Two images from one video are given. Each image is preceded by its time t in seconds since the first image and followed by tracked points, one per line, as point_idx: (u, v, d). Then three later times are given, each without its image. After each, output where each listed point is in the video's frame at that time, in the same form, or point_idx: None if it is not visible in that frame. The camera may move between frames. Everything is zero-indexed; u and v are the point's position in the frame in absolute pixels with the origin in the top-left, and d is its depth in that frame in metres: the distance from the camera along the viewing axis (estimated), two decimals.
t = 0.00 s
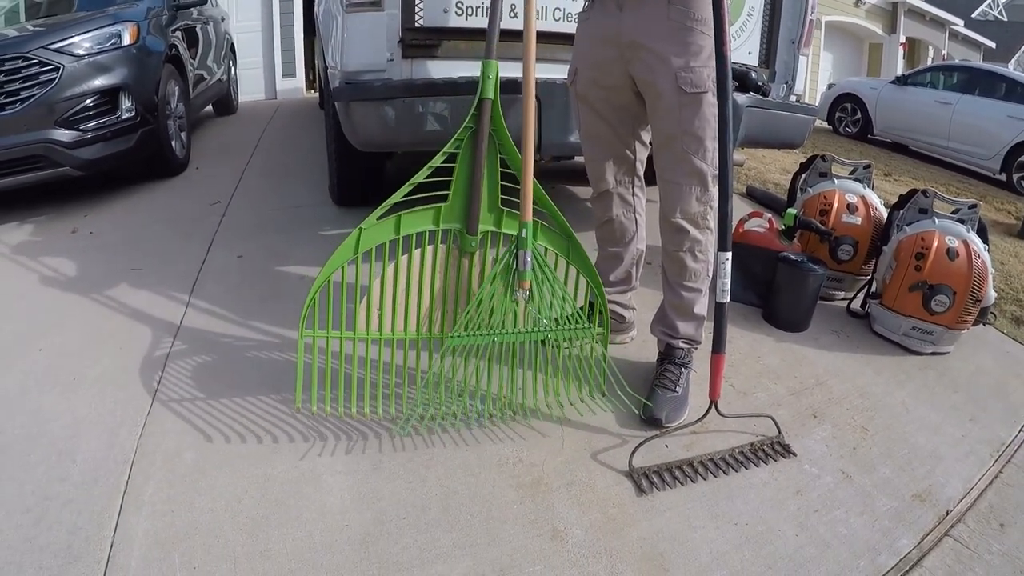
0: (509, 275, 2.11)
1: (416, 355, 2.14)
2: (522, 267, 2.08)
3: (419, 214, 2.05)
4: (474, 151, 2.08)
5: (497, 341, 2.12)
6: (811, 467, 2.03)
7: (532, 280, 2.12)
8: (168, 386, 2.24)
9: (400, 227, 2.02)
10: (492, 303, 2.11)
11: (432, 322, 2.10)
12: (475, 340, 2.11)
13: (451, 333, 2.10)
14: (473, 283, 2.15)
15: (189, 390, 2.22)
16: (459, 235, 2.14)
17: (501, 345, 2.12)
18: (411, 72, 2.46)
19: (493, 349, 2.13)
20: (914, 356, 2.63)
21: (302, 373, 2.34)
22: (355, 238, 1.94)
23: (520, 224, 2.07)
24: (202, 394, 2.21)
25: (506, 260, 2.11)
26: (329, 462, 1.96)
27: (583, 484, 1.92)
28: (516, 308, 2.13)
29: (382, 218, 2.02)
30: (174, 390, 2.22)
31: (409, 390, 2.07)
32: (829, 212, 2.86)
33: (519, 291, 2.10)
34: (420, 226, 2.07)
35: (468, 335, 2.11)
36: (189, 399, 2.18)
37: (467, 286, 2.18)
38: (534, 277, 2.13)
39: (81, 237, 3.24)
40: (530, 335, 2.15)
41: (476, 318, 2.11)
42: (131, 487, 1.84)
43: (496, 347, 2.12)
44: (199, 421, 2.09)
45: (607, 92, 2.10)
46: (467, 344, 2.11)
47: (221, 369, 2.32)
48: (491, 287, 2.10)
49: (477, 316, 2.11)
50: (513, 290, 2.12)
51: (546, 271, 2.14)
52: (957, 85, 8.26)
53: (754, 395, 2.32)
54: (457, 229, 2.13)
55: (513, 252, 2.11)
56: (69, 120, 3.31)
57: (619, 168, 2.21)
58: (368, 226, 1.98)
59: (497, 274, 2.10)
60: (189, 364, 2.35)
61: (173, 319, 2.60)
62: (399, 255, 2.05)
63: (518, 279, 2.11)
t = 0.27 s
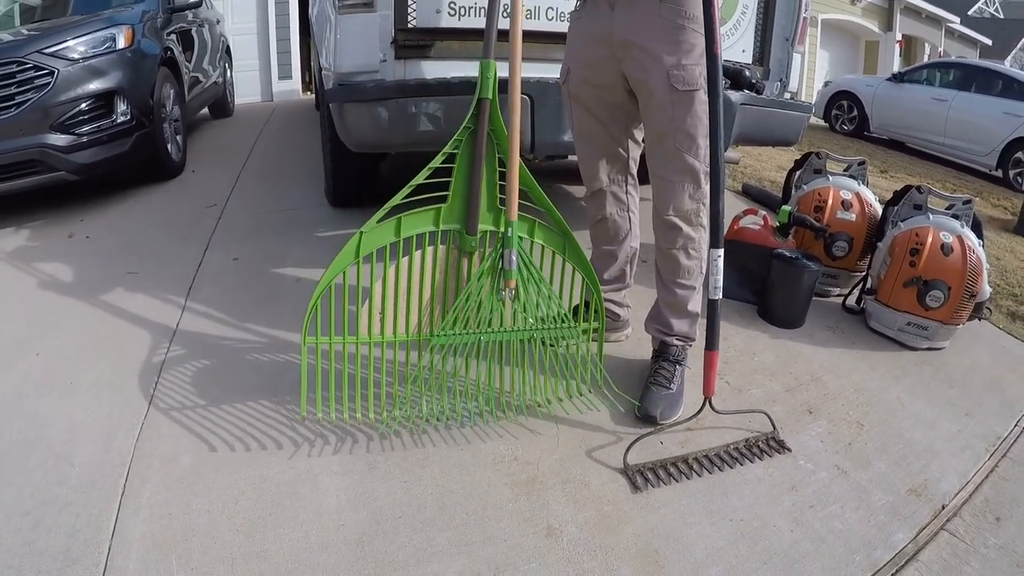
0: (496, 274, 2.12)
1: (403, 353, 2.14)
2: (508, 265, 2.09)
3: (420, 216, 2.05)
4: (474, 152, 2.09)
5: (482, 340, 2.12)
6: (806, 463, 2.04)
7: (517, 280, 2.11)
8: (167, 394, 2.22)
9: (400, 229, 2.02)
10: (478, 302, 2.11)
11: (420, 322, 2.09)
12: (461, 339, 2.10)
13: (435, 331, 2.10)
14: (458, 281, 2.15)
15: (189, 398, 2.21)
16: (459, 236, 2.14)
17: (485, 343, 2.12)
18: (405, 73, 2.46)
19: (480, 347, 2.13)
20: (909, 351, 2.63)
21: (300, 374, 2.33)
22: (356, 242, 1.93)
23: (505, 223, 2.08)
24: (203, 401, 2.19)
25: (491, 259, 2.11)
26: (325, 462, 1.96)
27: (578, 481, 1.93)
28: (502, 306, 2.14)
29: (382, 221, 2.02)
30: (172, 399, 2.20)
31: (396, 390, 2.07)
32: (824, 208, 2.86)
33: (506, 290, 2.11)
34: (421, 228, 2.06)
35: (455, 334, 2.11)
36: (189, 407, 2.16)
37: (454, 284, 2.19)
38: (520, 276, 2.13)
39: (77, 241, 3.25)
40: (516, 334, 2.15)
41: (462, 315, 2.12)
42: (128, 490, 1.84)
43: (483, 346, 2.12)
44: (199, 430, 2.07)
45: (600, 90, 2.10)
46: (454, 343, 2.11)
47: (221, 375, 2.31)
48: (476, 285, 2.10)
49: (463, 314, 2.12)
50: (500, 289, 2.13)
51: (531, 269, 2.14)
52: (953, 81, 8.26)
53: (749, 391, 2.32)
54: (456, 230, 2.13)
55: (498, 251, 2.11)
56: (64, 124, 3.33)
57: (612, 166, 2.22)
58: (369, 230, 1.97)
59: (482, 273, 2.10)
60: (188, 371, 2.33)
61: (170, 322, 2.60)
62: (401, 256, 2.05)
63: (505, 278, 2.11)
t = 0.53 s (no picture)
0: (477, 272, 2.13)
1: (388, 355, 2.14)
2: (491, 264, 2.10)
3: (418, 220, 2.04)
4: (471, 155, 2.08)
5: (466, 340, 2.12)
6: (799, 460, 2.04)
7: (499, 278, 2.13)
8: (173, 399, 2.22)
9: (399, 234, 2.01)
10: (461, 299, 2.12)
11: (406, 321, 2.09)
12: (444, 337, 2.11)
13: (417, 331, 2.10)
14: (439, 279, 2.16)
15: (196, 402, 2.21)
16: (458, 238, 2.13)
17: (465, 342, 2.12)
18: (395, 76, 2.46)
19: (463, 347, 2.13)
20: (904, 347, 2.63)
21: (297, 376, 2.34)
22: (356, 249, 1.91)
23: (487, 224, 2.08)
24: (210, 404, 2.20)
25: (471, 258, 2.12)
26: (319, 465, 1.97)
27: (571, 481, 1.93)
28: (485, 304, 2.14)
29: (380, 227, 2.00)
30: (179, 403, 2.20)
31: (381, 390, 2.07)
32: (816, 205, 2.86)
33: (488, 289, 2.12)
34: (419, 232, 2.05)
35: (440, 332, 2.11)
36: (197, 412, 2.16)
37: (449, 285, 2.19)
38: (501, 273, 2.14)
39: (73, 247, 3.26)
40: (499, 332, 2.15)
41: (444, 313, 2.12)
42: (124, 495, 1.85)
43: (465, 344, 2.12)
44: (199, 433, 2.08)
45: (589, 90, 2.11)
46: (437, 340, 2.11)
47: (226, 378, 2.32)
48: (458, 282, 2.11)
49: (446, 312, 2.12)
50: (482, 288, 2.14)
51: (513, 267, 2.15)
52: (946, 77, 8.26)
53: (743, 389, 2.33)
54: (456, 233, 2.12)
55: (480, 250, 2.12)
56: (58, 130, 3.33)
57: (602, 167, 2.22)
58: (369, 236, 1.95)
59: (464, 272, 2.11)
60: (192, 375, 2.33)
61: (165, 326, 2.61)
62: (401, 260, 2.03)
63: (487, 276, 2.13)
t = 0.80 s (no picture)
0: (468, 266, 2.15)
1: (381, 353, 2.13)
2: (482, 260, 2.12)
3: (419, 218, 2.04)
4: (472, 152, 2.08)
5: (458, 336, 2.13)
6: (794, 458, 2.04)
7: (490, 274, 2.15)
8: (183, 396, 2.23)
9: (399, 234, 2.00)
10: (452, 295, 2.13)
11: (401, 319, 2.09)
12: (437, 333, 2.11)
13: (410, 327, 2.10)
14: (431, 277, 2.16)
15: (204, 398, 2.22)
16: (458, 235, 2.14)
17: (457, 337, 2.12)
18: (389, 76, 2.45)
19: (456, 343, 2.13)
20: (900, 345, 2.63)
21: (293, 376, 2.34)
22: (358, 249, 1.91)
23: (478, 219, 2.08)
24: (217, 399, 2.21)
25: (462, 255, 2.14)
26: (313, 465, 1.96)
27: (566, 481, 1.93)
28: (478, 300, 2.16)
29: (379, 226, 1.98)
30: (187, 399, 2.21)
31: (377, 388, 2.07)
32: (811, 204, 2.86)
33: (479, 285, 2.13)
34: (420, 230, 2.05)
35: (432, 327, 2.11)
36: (205, 407, 2.18)
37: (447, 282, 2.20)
38: (492, 270, 2.16)
39: (69, 249, 3.26)
40: (491, 326, 2.16)
41: (436, 309, 2.13)
42: (119, 495, 1.84)
43: (458, 340, 2.13)
44: (195, 432, 2.07)
45: (581, 89, 2.10)
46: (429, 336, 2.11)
47: (230, 375, 2.33)
48: (449, 279, 2.12)
49: (438, 308, 2.13)
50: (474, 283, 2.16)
51: (504, 264, 2.17)
52: (943, 74, 8.24)
53: (738, 387, 2.32)
54: (457, 229, 2.13)
55: (471, 247, 2.14)
56: (54, 132, 3.33)
57: (596, 166, 2.22)
58: (370, 235, 1.93)
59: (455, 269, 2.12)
60: (199, 372, 2.34)
61: (160, 327, 2.60)
62: (402, 258, 2.03)
63: (478, 272, 2.15)
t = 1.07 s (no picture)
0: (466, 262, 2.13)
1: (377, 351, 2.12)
2: (479, 256, 2.11)
3: (416, 215, 2.03)
4: (467, 150, 2.08)
5: (456, 334, 2.11)
6: (792, 455, 2.03)
7: (487, 271, 2.13)
8: (183, 390, 2.24)
9: (395, 231, 1.99)
10: (450, 293, 2.11)
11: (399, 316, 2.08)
12: (435, 330, 2.10)
13: (406, 325, 2.09)
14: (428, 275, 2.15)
15: (206, 393, 2.23)
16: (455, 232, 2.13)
17: (455, 335, 2.10)
18: (383, 74, 2.44)
19: (454, 341, 2.12)
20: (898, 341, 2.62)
21: (288, 375, 2.33)
22: (355, 246, 1.90)
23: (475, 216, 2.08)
24: (219, 395, 2.22)
25: (459, 252, 2.12)
26: (308, 464, 1.95)
27: (562, 479, 1.92)
28: (477, 297, 2.15)
29: (376, 223, 1.98)
30: (190, 394, 2.22)
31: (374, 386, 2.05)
32: (808, 200, 2.84)
33: (476, 281, 2.12)
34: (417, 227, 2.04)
35: (428, 325, 2.09)
36: (208, 402, 2.18)
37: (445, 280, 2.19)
38: (489, 267, 2.14)
39: (64, 249, 3.24)
40: (489, 324, 2.15)
41: (433, 307, 2.11)
42: (114, 495, 1.83)
43: (455, 338, 2.11)
44: (190, 432, 2.06)
45: (575, 86, 2.09)
46: (427, 334, 2.09)
47: (228, 372, 2.32)
48: (446, 276, 2.10)
49: (436, 306, 2.11)
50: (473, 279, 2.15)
51: (501, 261, 2.15)
52: (940, 70, 8.24)
53: (735, 385, 2.31)
54: (454, 226, 2.12)
55: (468, 244, 2.13)
56: (49, 133, 3.32)
57: (590, 162, 2.22)
58: (367, 232, 1.93)
59: (451, 266, 2.11)
60: (199, 369, 2.34)
61: (155, 327, 2.59)
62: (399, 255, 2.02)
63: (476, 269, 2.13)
